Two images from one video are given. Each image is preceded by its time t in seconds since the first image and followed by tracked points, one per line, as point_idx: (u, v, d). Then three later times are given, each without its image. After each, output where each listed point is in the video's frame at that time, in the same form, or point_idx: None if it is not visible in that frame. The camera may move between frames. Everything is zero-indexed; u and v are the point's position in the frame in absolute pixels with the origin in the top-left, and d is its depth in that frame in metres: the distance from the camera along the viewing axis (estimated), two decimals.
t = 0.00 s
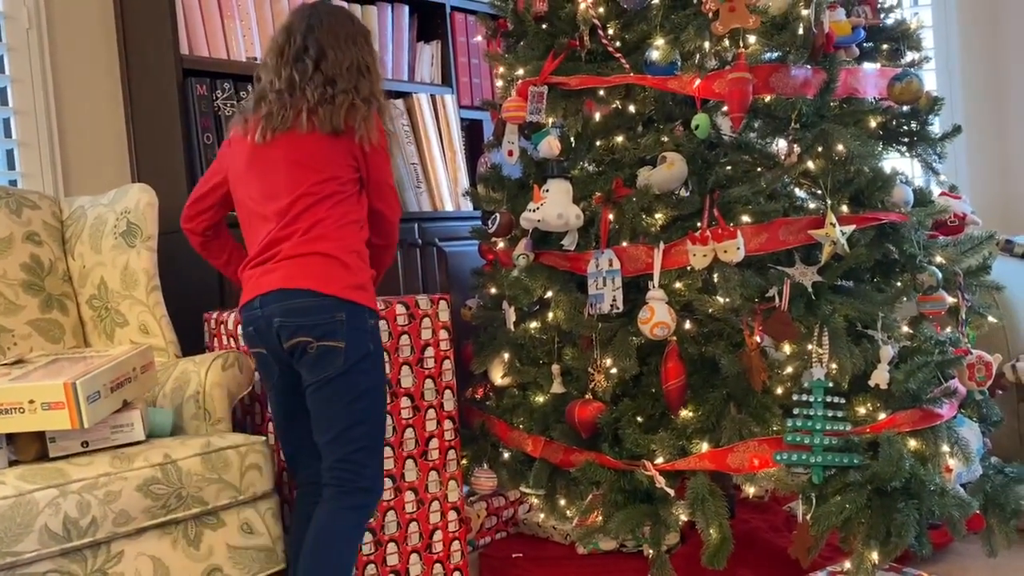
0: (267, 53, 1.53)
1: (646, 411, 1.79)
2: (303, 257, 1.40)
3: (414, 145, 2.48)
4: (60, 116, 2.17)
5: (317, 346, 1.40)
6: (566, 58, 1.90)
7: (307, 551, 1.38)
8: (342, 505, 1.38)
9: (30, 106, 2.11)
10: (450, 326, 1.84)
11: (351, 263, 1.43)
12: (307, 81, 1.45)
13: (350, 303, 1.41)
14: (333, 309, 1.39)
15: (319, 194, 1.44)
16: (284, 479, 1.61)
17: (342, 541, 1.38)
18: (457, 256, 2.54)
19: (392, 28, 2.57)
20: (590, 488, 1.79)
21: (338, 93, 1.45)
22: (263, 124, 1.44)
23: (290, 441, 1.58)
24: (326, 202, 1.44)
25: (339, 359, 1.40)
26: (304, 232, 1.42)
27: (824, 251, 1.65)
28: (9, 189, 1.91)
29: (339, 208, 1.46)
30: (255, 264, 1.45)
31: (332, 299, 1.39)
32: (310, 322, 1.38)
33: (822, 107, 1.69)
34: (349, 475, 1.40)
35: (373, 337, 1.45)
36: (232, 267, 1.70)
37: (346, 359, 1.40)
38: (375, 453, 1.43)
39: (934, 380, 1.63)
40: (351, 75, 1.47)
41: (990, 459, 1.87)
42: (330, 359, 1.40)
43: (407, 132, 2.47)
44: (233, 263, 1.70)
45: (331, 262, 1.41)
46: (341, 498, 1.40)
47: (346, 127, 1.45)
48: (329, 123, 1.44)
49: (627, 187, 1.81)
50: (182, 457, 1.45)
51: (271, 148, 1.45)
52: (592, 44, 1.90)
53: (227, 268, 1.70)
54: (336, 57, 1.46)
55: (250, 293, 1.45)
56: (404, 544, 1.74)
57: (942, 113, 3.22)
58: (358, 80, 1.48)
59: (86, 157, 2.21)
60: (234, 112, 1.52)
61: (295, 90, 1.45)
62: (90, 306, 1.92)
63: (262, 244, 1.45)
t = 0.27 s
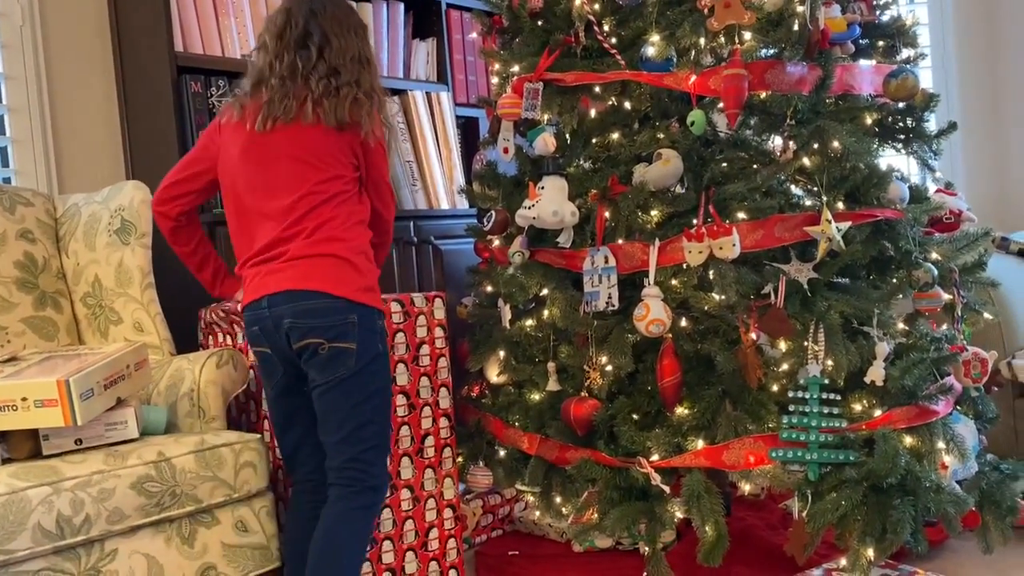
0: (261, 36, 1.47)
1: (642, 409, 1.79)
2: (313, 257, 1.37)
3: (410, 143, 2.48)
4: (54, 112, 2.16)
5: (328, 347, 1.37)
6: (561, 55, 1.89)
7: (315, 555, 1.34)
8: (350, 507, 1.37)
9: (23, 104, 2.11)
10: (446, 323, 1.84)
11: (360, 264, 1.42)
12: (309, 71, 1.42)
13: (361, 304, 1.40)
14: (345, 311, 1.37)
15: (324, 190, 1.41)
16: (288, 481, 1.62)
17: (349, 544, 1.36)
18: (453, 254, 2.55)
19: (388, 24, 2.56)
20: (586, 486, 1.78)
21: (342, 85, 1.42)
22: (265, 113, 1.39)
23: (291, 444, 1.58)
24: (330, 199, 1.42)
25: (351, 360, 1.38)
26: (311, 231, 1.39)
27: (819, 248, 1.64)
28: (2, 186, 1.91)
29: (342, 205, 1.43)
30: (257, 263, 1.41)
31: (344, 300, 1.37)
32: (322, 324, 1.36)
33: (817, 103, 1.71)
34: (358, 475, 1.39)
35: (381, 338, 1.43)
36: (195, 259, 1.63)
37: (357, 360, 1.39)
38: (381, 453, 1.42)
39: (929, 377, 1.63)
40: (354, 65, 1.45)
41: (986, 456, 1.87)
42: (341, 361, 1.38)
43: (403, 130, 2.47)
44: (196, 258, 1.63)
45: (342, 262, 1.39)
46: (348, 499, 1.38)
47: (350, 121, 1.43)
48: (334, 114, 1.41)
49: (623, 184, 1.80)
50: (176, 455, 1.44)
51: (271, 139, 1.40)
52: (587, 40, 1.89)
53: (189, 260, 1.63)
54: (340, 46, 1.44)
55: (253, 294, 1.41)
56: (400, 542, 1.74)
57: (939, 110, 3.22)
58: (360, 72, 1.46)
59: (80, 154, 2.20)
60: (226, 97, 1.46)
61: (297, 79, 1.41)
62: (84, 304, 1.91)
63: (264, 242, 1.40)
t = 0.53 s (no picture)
0: (253, 23, 1.46)
1: (638, 408, 1.79)
2: (307, 261, 1.37)
3: (406, 144, 2.49)
4: (49, 112, 2.16)
5: (320, 351, 1.37)
6: (557, 55, 1.90)
7: (307, 559, 1.35)
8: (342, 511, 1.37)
9: (19, 104, 2.11)
10: (441, 323, 1.84)
11: (355, 268, 1.42)
12: (306, 67, 1.42)
13: (354, 309, 1.40)
14: (338, 316, 1.38)
15: (319, 192, 1.41)
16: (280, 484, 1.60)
17: (342, 548, 1.37)
18: (449, 253, 2.51)
19: (383, 25, 2.57)
20: (581, 486, 1.78)
21: (339, 82, 1.42)
22: (261, 109, 1.39)
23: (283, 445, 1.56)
24: (325, 200, 1.42)
25: (343, 365, 1.38)
26: (306, 232, 1.39)
27: (814, 248, 1.64)
28: None
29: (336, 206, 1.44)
30: (250, 264, 1.41)
31: (338, 305, 1.38)
32: (315, 329, 1.36)
33: (812, 104, 1.70)
34: (347, 481, 1.39)
35: (374, 343, 1.44)
36: (178, 258, 1.61)
37: (350, 365, 1.39)
38: (372, 458, 1.42)
39: (923, 376, 1.64)
40: (351, 63, 1.45)
41: (981, 455, 1.88)
42: (333, 366, 1.38)
43: (399, 131, 2.48)
44: (180, 257, 1.60)
45: (336, 266, 1.39)
46: (340, 504, 1.39)
47: (347, 120, 1.43)
48: (331, 113, 1.41)
49: (618, 185, 1.80)
50: (172, 455, 1.45)
51: (267, 136, 1.40)
52: (582, 41, 1.90)
53: (173, 258, 1.61)
54: (337, 39, 1.44)
55: (245, 296, 1.41)
56: (396, 542, 1.74)
57: (934, 110, 3.23)
58: (356, 69, 1.46)
59: (75, 154, 2.20)
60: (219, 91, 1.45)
61: (294, 74, 1.41)
62: (80, 304, 1.91)
63: (257, 243, 1.40)
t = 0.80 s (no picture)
0: (245, 17, 1.45)
1: (635, 408, 1.79)
2: (298, 261, 1.36)
3: (403, 144, 2.50)
4: (45, 112, 2.16)
5: (311, 353, 1.37)
6: (554, 54, 1.89)
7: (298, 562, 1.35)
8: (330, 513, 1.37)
9: (14, 104, 2.10)
10: (438, 323, 1.84)
11: (347, 270, 1.41)
12: (298, 62, 1.42)
13: (346, 310, 1.39)
14: (329, 317, 1.37)
15: (312, 191, 1.40)
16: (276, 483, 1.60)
17: (334, 552, 1.37)
18: (447, 253, 2.48)
19: (380, 24, 2.57)
20: (578, 485, 1.78)
21: (331, 78, 1.42)
22: (252, 107, 1.38)
23: (277, 444, 1.55)
24: (318, 199, 1.41)
25: (333, 366, 1.38)
26: (297, 232, 1.38)
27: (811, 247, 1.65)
28: None
29: (329, 205, 1.43)
30: (243, 264, 1.40)
31: (329, 306, 1.37)
32: (306, 330, 1.35)
33: (808, 103, 1.70)
34: (337, 484, 1.39)
35: (366, 344, 1.43)
36: (174, 258, 1.60)
37: (341, 367, 1.39)
38: (362, 461, 1.41)
39: (920, 375, 1.64)
40: (343, 58, 1.45)
41: (978, 454, 1.88)
42: (324, 367, 1.38)
43: (397, 132, 2.48)
44: (176, 256, 1.60)
45: (328, 268, 1.38)
46: (329, 508, 1.39)
47: (339, 117, 1.43)
48: (323, 110, 1.40)
49: (615, 184, 1.81)
50: (168, 455, 1.44)
51: (259, 134, 1.39)
52: (579, 40, 1.89)
53: (168, 258, 1.60)
54: (328, 33, 1.44)
55: (237, 297, 1.41)
56: (393, 542, 1.74)
57: (931, 109, 3.23)
58: (349, 64, 1.46)
59: (71, 154, 2.19)
60: (212, 89, 1.44)
61: (286, 70, 1.41)
62: (76, 304, 1.91)
63: (250, 243, 1.40)
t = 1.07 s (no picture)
0: (236, 16, 1.45)
1: (631, 408, 1.79)
2: (292, 262, 1.36)
3: (399, 143, 2.50)
4: (40, 113, 2.15)
5: (306, 353, 1.37)
6: (550, 55, 1.89)
7: (296, 562, 1.35)
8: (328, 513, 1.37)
9: (9, 105, 2.10)
10: (434, 323, 1.84)
11: (342, 270, 1.41)
12: (289, 61, 1.41)
13: (340, 310, 1.39)
14: (324, 317, 1.37)
15: (305, 192, 1.40)
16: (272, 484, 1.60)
17: (331, 552, 1.36)
18: (443, 253, 2.51)
19: (377, 24, 2.56)
20: (575, 485, 1.78)
21: (323, 78, 1.42)
22: (245, 108, 1.38)
23: (273, 444, 1.55)
24: (311, 199, 1.41)
25: (328, 367, 1.38)
26: (290, 233, 1.38)
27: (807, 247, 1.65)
28: None
29: (323, 205, 1.43)
30: (237, 266, 1.40)
31: (323, 306, 1.37)
32: (301, 330, 1.35)
33: (805, 103, 1.71)
34: (333, 484, 1.38)
35: (361, 344, 1.43)
36: (169, 260, 1.60)
37: (336, 367, 1.38)
38: (358, 461, 1.41)
39: (916, 375, 1.64)
40: (334, 57, 1.45)
41: (974, 454, 1.88)
42: (319, 367, 1.37)
43: (393, 130, 2.49)
44: (171, 259, 1.59)
45: (322, 268, 1.38)
46: (325, 508, 1.38)
47: (332, 116, 1.42)
48: (315, 110, 1.40)
49: (612, 184, 1.80)
50: (163, 456, 1.44)
51: (251, 135, 1.39)
52: (576, 40, 1.89)
53: (163, 260, 1.60)
54: (319, 31, 1.43)
55: (231, 298, 1.40)
56: (389, 542, 1.74)
57: (927, 109, 3.24)
58: (341, 63, 1.46)
59: (67, 155, 2.19)
60: (204, 89, 1.44)
61: (277, 69, 1.40)
62: (72, 304, 1.91)
63: (243, 244, 1.40)
